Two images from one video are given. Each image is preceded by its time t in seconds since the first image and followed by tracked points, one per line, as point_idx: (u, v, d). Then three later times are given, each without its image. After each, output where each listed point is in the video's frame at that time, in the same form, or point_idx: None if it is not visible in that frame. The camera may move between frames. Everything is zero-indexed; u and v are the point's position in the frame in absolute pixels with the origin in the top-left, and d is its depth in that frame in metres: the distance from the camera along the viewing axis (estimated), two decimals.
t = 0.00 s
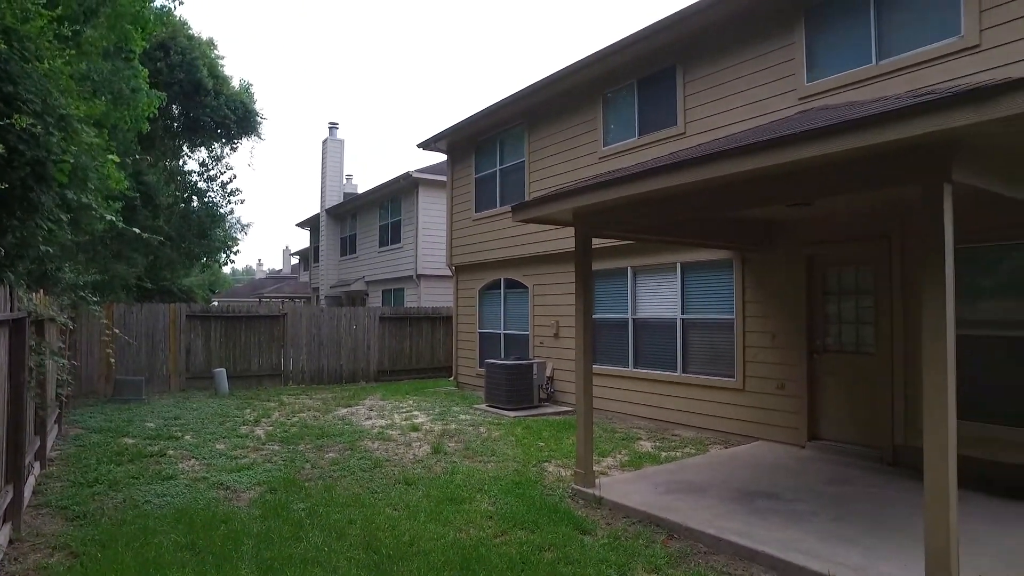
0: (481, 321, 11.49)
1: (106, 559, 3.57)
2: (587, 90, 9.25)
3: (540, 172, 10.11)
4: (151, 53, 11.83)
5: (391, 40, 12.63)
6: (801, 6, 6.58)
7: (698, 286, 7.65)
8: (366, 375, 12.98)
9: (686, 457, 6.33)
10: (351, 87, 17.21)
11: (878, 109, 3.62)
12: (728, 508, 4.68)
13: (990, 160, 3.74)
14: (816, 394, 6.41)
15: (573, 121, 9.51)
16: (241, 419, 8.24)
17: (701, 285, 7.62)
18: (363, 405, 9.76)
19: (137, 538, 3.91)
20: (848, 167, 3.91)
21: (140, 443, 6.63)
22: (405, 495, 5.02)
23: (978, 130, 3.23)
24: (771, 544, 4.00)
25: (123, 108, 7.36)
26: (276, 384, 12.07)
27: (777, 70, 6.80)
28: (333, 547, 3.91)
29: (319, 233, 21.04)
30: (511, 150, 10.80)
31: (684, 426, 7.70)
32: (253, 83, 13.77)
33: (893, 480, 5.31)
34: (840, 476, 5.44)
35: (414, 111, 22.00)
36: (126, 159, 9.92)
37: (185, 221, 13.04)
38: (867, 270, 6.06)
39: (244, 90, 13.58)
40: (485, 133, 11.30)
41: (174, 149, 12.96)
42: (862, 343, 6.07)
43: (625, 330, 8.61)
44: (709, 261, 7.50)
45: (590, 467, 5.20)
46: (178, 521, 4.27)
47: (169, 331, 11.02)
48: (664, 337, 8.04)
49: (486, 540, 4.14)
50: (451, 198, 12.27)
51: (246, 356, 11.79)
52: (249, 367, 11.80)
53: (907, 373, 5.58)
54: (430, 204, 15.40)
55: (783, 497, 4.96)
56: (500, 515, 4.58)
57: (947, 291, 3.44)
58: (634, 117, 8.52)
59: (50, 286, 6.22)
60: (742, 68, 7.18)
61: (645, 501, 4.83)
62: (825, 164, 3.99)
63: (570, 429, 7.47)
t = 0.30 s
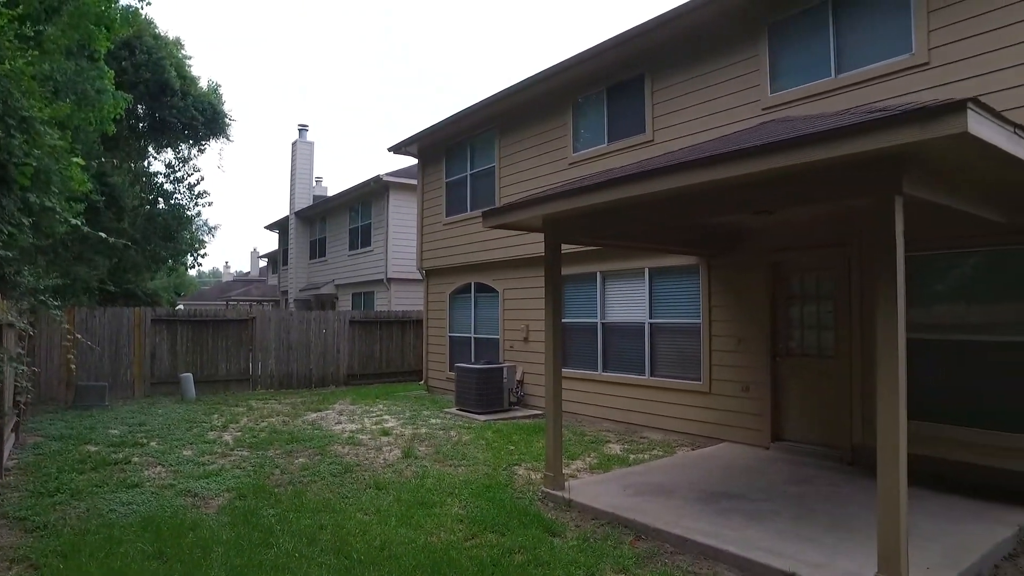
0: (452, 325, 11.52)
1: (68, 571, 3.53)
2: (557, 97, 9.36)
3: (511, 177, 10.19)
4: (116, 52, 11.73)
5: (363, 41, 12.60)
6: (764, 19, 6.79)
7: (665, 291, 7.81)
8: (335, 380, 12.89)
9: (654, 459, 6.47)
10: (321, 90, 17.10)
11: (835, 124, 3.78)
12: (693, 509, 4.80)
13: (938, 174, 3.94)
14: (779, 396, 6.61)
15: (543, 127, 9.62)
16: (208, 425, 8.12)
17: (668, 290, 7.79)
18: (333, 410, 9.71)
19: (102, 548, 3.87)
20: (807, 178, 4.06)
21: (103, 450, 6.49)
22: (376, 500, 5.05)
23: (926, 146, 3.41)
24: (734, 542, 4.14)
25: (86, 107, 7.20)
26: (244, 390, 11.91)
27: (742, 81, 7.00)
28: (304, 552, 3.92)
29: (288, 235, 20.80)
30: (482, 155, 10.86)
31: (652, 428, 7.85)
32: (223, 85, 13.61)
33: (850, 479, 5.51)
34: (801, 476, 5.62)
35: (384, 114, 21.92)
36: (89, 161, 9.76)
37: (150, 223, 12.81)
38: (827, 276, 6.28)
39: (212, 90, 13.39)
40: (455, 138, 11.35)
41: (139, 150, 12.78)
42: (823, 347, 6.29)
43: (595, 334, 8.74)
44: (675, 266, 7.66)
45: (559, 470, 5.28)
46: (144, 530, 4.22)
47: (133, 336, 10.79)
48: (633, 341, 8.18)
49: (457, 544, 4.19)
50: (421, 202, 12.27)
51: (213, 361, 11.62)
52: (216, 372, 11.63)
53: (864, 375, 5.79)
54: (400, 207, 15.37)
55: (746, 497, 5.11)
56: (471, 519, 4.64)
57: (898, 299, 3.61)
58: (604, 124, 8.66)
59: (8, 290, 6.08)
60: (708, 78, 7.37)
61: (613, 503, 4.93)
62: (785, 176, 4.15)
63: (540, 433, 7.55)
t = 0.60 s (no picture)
0: (427, 328, 11.53)
1: None
2: (533, 102, 9.44)
3: (486, 181, 10.25)
4: (86, 51, 11.49)
5: (339, 41, 12.55)
6: (735, 29, 6.95)
7: (639, 294, 7.93)
8: (310, 383, 12.80)
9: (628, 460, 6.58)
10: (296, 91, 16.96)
11: (800, 136, 3.91)
12: (665, 509, 4.90)
13: (898, 184, 4.10)
14: (749, 398, 6.77)
15: (519, 132, 9.69)
16: (181, 429, 8.03)
17: (642, 294, 7.90)
18: (308, 413, 9.66)
19: (71, 557, 3.83)
20: (774, 187, 4.19)
21: (72, 457, 6.38)
22: (352, 503, 5.06)
23: (886, 158, 3.55)
24: (704, 542, 4.25)
25: (56, 107, 7.07)
26: (217, 393, 11.77)
27: (713, 90, 7.16)
28: (280, 558, 3.92)
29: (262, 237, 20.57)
30: (458, 158, 10.90)
31: (626, 430, 7.96)
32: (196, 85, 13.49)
33: (817, 478, 5.67)
34: (770, 476, 5.77)
35: (360, 114, 21.81)
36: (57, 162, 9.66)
37: (121, 224, 12.60)
38: (796, 281, 6.44)
39: (185, 90, 13.25)
40: (432, 141, 11.37)
41: (110, 150, 12.56)
42: (792, 350, 6.45)
43: (570, 337, 8.83)
44: (649, 270, 7.79)
45: (534, 473, 5.34)
46: (116, 537, 4.18)
47: (103, 339, 10.58)
48: (607, 344, 8.29)
49: (434, 547, 4.23)
50: (397, 204, 12.26)
51: (186, 365, 11.47)
52: (188, 376, 11.48)
53: (829, 378, 5.96)
54: (376, 209, 15.32)
55: (717, 497, 5.23)
56: (447, 522, 4.67)
57: (860, 305, 3.75)
58: (579, 129, 8.77)
59: None
60: (681, 86, 7.51)
61: (587, 504, 5.01)
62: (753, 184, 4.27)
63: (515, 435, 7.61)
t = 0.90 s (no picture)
0: (404, 329, 11.53)
1: None
2: (510, 104, 9.50)
3: (464, 183, 10.29)
4: (55, 48, 11.33)
5: (315, 40, 12.49)
6: (708, 36, 7.09)
7: (614, 296, 8.04)
8: (286, 384, 12.73)
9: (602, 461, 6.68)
10: (272, 90, 16.84)
11: (765, 144, 4.03)
12: (637, 509, 5.00)
13: (861, 192, 4.24)
14: (721, 398, 6.91)
15: (496, 134, 9.75)
16: (154, 432, 7.95)
17: (617, 296, 8.02)
18: (284, 415, 9.61)
19: (40, 563, 3.81)
20: (741, 193, 4.30)
21: (41, 461, 6.29)
22: (328, 505, 5.08)
23: (847, 167, 3.68)
24: (675, 540, 4.35)
25: (25, 107, 7.05)
26: (191, 395, 11.65)
27: (686, 95, 7.30)
28: (255, 560, 3.94)
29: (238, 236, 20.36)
30: (435, 160, 10.93)
31: (602, 431, 8.07)
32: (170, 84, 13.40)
33: (786, 477, 5.82)
34: (740, 475, 5.90)
35: (336, 113, 21.68)
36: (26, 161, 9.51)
37: (93, 224, 12.43)
38: (767, 284, 6.59)
39: (158, 88, 13.16)
40: (409, 143, 11.38)
41: (80, 148, 12.44)
42: (763, 351, 6.60)
43: (546, 339, 8.91)
44: (624, 272, 7.90)
45: (509, 473, 5.40)
46: (86, 542, 4.16)
47: (74, 341, 10.41)
48: (583, 345, 8.39)
49: (409, 547, 4.28)
50: (374, 205, 12.24)
51: (159, 366, 11.33)
52: (162, 378, 11.35)
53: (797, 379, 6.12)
54: (353, 210, 15.26)
55: (689, 496, 5.35)
56: (423, 522, 4.72)
57: (823, 310, 3.88)
58: (555, 133, 8.86)
59: None
60: (656, 91, 7.62)
61: (561, 505, 5.09)
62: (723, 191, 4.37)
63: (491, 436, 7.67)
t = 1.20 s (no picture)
0: (380, 329, 11.53)
1: None
2: (486, 106, 9.56)
3: (440, 183, 10.31)
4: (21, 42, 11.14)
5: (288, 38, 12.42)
6: (680, 41, 7.21)
7: (589, 297, 8.15)
8: (261, 385, 12.64)
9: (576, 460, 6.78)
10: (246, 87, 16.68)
11: (731, 150, 4.14)
12: (610, 507, 5.10)
13: (823, 197, 4.39)
14: (692, 397, 7.04)
15: (472, 135, 9.80)
16: (126, 434, 7.86)
17: (591, 297, 8.12)
18: (258, 416, 9.56)
19: (6, 568, 3.77)
20: (709, 198, 4.41)
21: (8, 465, 6.20)
22: (303, 506, 5.09)
23: (809, 174, 3.81)
24: (645, 538, 4.45)
25: None
26: (164, 397, 11.52)
27: (659, 99, 7.42)
28: (228, 560, 3.96)
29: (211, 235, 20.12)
30: (411, 160, 10.94)
31: (577, 430, 8.17)
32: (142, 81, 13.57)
33: (754, 474, 5.97)
34: (710, 473, 6.04)
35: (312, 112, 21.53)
36: None
37: (61, 223, 12.39)
38: (737, 285, 6.74)
39: (130, 85, 13.29)
40: (385, 143, 11.37)
41: (48, 145, 12.36)
42: (734, 351, 6.75)
43: (521, 339, 8.99)
44: (598, 273, 8.01)
45: (483, 473, 5.47)
46: (55, 547, 4.13)
47: (42, 341, 10.23)
48: (558, 345, 8.48)
49: (384, 547, 4.32)
50: (350, 205, 12.21)
51: (131, 368, 11.18)
52: (134, 379, 11.21)
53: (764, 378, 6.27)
54: (328, 209, 15.18)
55: (660, 494, 5.46)
56: (398, 522, 4.77)
57: (787, 312, 4.01)
58: (531, 135, 8.94)
59: None
60: (630, 94, 7.73)
61: (535, 504, 5.17)
62: (692, 195, 4.48)
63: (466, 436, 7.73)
